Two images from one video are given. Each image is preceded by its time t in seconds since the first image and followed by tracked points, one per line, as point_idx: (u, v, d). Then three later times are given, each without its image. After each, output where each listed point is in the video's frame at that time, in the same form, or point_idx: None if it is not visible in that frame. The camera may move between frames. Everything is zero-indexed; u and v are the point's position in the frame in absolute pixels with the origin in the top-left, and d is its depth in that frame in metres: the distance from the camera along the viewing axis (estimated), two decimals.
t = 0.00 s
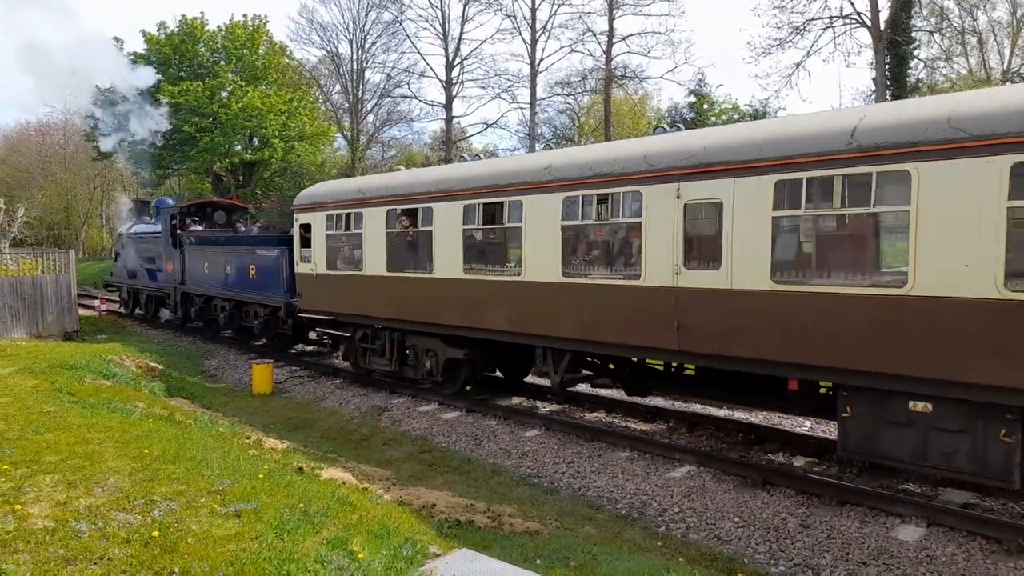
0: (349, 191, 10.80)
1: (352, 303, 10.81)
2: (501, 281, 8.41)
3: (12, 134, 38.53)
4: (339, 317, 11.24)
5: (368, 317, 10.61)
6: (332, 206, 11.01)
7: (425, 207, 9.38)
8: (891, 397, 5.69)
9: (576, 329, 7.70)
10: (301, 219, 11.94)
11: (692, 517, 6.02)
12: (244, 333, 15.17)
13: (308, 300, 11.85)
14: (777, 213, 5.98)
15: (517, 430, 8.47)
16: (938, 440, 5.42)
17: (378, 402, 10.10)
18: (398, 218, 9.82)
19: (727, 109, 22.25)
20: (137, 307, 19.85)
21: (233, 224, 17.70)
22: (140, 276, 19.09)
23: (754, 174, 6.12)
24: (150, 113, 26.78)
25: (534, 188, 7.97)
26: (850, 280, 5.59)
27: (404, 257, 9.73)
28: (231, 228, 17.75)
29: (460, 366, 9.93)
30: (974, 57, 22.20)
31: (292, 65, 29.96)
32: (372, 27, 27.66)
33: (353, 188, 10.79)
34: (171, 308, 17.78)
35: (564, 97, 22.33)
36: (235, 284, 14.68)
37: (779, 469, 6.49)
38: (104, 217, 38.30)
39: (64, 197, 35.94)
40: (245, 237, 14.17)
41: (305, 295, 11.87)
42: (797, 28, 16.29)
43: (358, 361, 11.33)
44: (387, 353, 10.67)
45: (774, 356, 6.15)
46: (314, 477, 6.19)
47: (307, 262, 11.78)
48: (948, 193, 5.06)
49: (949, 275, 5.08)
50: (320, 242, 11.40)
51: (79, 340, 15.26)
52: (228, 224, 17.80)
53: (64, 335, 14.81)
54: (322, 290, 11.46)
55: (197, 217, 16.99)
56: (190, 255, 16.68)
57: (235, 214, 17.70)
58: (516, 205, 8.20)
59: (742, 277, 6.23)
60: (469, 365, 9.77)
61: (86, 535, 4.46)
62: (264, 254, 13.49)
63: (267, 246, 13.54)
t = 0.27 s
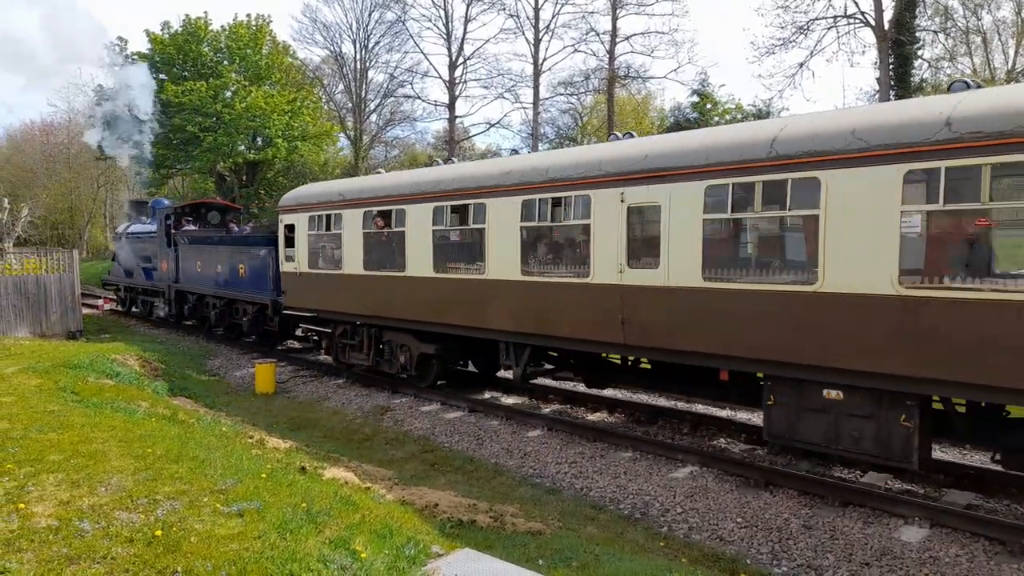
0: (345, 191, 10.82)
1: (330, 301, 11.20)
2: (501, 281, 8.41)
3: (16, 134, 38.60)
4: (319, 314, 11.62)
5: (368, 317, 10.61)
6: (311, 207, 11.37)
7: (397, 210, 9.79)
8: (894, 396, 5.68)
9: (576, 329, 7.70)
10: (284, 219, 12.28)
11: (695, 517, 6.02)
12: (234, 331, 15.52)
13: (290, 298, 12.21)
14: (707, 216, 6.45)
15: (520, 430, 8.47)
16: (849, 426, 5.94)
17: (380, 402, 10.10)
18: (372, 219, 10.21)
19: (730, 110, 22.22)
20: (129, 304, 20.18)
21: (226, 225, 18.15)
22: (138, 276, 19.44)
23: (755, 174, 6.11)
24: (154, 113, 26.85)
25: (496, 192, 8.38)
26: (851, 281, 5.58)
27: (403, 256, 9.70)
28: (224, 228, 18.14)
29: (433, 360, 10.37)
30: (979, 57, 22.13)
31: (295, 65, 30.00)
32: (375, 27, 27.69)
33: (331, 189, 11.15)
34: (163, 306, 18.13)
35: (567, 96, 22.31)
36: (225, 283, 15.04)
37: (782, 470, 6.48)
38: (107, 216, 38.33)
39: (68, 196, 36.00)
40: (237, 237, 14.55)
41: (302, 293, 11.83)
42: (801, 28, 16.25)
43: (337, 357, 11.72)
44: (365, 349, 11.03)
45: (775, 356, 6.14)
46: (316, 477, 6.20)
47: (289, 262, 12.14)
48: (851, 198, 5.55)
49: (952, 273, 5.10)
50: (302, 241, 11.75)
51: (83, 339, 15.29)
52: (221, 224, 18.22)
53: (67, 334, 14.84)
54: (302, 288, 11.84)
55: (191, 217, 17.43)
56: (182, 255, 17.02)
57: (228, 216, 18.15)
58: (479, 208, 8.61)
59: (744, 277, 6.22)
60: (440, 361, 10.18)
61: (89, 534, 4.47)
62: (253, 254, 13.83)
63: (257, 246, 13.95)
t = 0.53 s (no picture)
0: (344, 193, 10.85)
1: (311, 298, 11.66)
2: (502, 281, 8.40)
3: (19, 134, 38.66)
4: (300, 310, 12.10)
5: (368, 317, 10.60)
6: (295, 209, 11.83)
7: (372, 212, 10.26)
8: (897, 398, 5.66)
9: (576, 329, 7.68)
10: (271, 220, 12.74)
11: (697, 518, 6.01)
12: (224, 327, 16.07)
13: (275, 294, 12.68)
14: (645, 219, 6.90)
15: (521, 431, 8.47)
16: (772, 413, 6.35)
17: (382, 402, 10.11)
18: (350, 220, 10.67)
19: (733, 111, 22.21)
20: (123, 303, 20.49)
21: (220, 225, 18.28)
22: (132, 275, 19.76)
23: (756, 174, 6.09)
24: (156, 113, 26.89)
25: (461, 195, 8.83)
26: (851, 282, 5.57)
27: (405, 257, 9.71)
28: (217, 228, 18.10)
29: (408, 355, 10.80)
30: (982, 58, 22.10)
31: (297, 65, 30.05)
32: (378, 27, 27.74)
33: (313, 192, 11.61)
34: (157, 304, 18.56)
35: (569, 97, 22.33)
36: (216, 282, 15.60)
37: (783, 471, 6.46)
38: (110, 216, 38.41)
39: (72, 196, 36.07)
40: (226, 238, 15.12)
41: (303, 294, 11.84)
42: (804, 29, 16.23)
43: (320, 353, 12.14)
44: (342, 344, 11.55)
45: (775, 357, 6.12)
46: (318, 477, 6.19)
47: (275, 262, 12.61)
48: (771, 203, 5.99)
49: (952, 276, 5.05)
50: (286, 243, 12.22)
51: (85, 339, 15.31)
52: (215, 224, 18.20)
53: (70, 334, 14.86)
54: (287, 286, 12.28)
55: (185, 219, 17.66)
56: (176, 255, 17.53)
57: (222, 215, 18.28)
58: (447, 210, 9.06)
59: (744, 278, 6.19)
60: (412, 356, 10.70)
61: (91, 534, 4.48)
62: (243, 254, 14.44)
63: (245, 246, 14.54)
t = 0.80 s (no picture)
0: (345, 193, 10.85)
1: (293, 297, 12.11)
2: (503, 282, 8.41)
3: (20, 135, 38.71)
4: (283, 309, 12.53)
5: (369, 317, 10.61)
6: (278, 211, 12.29)
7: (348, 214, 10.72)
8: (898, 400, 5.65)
9: (577, 330, 7.69)
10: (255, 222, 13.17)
11: (697, 519, 6.01)
12: (213, 326, 16.42)
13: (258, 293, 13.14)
14: (591, 222, 7.43)
15: (521, 432, 8.47)
16: (704, 404, 6.86)
17: (382, 403, 10.12)
18: (328, 222, 11.12)
19: (733, 112, 22.22)
20: (119, 304, 20.86)
21: (211, 227, 18.67)
22: (126, 275, 20.19)
23: (757, 176, 6.10)
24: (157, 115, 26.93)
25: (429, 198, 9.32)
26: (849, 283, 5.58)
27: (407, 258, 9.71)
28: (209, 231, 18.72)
29: (382, 351, 11.28)
30: (982, 60, 22.10)
31: (298, 67, 30.09)
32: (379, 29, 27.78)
33: (295, 195, 12.05)
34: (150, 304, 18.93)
35: (570, 99, 22.35)
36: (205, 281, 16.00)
37: (784, 473, 6.46)
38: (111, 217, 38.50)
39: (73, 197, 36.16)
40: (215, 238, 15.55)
41: (303, 295, 11.85)
42: (804, 31, 16.23)
43: (301, 350, 12.63)
44: (321, 342, 12.00)
45: (775, 358, 6.11)
46: (318, 478, 6.19)
47: (258, 262, 13.05)
48: (699, 207, 6.50)
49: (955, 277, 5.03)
50: (269, 244, 12.68)
51: (86, 340, 15.32)
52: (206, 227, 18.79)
53: (71, 335, 14.88)
54: (270, 286, 12.73)
55: (177, 220, 18.03)
56: (167, 255, 17.94)
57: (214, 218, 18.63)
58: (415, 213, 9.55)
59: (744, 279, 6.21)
60: (387, 352, 11.13)
61: (91, 535, 4.48)
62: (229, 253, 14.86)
63: (231, 246, 14.99)
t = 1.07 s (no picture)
0: (344, 192, 10.85)
1: (277, 294, 12.61)
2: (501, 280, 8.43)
3: (21, 135, 38.73)
4: (270, 305, 13.05)
5: (368, 317, 10.65)
6: (262, 212, 12.84)
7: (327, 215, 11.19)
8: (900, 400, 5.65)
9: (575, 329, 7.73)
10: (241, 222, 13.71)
11: (698, 519, 6.01)
12: (204, 323, 16.80)
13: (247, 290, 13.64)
14: (545, 223, 7.88)
15: (522, 431, 8.47)
16: (648, 392, 7.38)
17: (383, 403, 10.12)
18: (306, 222, 11.66)
19: (733, 111, 22.22)
20: (117, 302, 21.32)
21: (203, 227, 19.14)
22: (121, 274, 20.57)
23: (755, 174, 6.10)
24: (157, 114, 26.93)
25: (401, 200, 9.80)
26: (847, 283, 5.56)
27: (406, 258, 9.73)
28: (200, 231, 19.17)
29: (360, 346, 11.78)
30: (983, 59, 22.10)
31: (298, 66, 30.11)
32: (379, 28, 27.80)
33: (278, 196, 12.57)
34: (144, 302, 19.32)
35: (571, 98, 22.36)
36: (195, 279, 16.35)
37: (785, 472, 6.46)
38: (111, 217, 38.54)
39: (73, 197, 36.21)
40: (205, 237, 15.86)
41: (303, 295, 11.85)
42: (805, 30, 16.23)
43: (285, 345, 13.14)
44: (304, 337, 12.51)
45: (775, 358, 6.11)
46: (319, 478, 6.19)
47: (244, 261, 13.60)
48: (640, 208, 6.96)
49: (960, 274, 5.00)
50: (254, 243, 13.21)
51: (87, 340, 15.33)
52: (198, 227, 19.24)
53: (72, 334, 14.88)
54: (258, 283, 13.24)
55: (170, 221, 18.37)
56: (160, 254, 18.29)
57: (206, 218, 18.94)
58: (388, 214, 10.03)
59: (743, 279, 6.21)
60: (365, 347, 11.65)
61: (92, 534, 4.48)
62: (220, 253, 15.18)
63: (220, 245, 15.32)
